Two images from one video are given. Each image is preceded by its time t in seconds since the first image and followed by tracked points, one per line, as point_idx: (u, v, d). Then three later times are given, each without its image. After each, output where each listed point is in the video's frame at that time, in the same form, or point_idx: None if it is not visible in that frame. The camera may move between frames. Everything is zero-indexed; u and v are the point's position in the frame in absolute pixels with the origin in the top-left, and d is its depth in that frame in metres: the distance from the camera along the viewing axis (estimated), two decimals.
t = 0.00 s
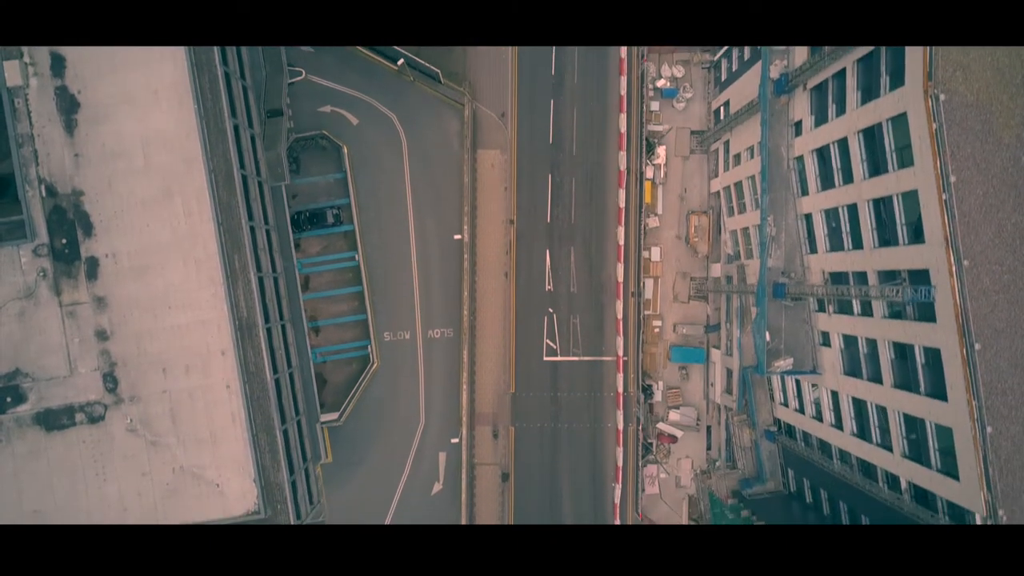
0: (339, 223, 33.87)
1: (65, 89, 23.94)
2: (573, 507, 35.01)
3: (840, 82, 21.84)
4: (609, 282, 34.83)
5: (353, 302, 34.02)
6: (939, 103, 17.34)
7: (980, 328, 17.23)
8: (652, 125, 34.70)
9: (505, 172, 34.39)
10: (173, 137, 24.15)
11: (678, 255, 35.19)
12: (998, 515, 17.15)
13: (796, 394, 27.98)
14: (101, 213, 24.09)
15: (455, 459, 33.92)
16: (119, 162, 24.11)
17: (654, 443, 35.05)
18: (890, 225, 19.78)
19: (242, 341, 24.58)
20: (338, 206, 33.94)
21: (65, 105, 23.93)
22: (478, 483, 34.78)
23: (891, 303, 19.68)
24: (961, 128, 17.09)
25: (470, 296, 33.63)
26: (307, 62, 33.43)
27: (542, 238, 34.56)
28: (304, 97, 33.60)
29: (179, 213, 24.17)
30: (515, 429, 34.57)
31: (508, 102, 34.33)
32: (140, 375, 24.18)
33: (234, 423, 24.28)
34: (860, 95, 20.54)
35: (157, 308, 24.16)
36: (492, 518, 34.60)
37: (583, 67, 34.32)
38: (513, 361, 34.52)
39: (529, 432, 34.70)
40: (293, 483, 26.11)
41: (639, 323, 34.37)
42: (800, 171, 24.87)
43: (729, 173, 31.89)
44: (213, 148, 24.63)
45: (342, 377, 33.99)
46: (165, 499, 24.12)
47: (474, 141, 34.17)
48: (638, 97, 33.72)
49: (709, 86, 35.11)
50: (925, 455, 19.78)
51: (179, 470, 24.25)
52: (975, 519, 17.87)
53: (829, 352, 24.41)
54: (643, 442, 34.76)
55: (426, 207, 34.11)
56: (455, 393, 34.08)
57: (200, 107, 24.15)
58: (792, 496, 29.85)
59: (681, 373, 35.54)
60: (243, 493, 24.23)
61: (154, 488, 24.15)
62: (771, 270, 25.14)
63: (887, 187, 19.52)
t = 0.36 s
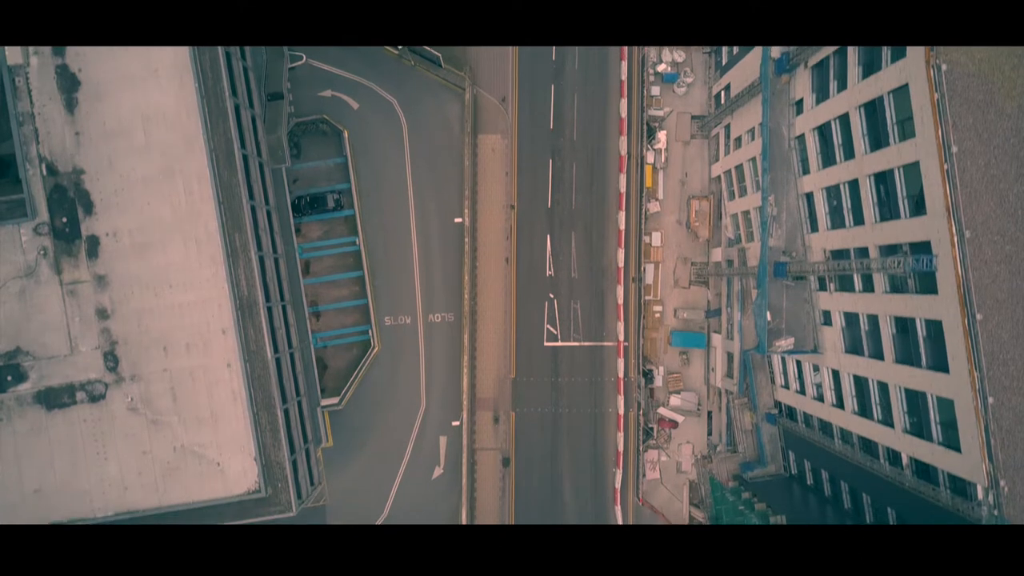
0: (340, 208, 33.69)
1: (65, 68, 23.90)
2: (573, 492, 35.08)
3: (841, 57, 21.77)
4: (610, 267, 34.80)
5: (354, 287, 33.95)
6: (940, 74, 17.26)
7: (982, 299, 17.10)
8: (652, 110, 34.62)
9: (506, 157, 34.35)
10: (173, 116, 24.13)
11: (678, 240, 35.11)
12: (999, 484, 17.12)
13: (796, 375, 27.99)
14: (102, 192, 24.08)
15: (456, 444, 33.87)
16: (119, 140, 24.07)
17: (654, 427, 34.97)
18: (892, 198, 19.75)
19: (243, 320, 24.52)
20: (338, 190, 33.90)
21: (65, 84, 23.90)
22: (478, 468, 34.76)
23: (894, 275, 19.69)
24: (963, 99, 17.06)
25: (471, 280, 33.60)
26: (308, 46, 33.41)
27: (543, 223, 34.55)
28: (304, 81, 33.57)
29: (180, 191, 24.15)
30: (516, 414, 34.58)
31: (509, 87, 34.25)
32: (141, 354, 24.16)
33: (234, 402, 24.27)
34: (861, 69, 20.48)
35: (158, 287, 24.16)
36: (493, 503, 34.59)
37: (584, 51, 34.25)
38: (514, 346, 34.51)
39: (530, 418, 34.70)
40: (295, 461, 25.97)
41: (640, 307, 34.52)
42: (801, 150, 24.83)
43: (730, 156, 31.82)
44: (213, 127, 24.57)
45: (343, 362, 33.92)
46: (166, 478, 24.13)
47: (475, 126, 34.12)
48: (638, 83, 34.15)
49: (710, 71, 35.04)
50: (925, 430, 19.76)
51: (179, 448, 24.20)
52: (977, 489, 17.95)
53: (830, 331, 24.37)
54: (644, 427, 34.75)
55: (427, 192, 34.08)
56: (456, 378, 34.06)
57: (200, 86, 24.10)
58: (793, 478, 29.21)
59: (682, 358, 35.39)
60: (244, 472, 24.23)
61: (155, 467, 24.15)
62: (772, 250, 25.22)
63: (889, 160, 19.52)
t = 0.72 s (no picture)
0: (340, 192, 33.73)
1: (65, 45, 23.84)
2: (573, 477, 35.08)
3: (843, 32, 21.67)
4: (610, 252, 34.80)
5: (355, 272, 33.96)
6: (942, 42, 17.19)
7: (984, 268, 17.01)
8: (653, 94, 34.57)
9: (507, 141, 34.32)
10: (174, 94, 24.11)
11: (678, 224, 35.07)
12: (1001, 454, 17.01)
13: (797, 356, 27.96)
14: (103, 170, 24.06)
15: (456, 428, 33.87)
16: (119, 118, 24.03)
17: (655, 412, 34.92)
18: (894, 170, 19.72)
19: (244, 298, 24.54)
20: (339, 174, 33.91)
21: (65, 61, 23.84)
22: (478, 453, 34.79)
23: (895, 247, 19.66)
24: (965, 67, 16.97)
25: (471, 264, 33.58)
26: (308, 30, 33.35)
27: (543, 208, 34.52)
28: (304, 65, 33.52)
29: (181, 169, 24.16)
30: (517, 399, 34.59)
31: (510, 71, 34.22)
32: (142, 331, 24.15)
33: (235, 379, 24.29)
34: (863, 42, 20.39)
35: (159, 265, 24.15)
36: (494, 488, 34.58)
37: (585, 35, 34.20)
38: (515, 331, 34.51)
39: (530, 402, 34.71)
40: (297, 441, 25.92)
41: (641, 292, 34.42)
42: (801, 128, 24.81)
43: (732, 139, 31.80)
44: (214, 105, 24.53)
45: (344, 346, 33.93)
46: (167, 456, 24.19)
47: (476, 109, 34.07)
48: (639, 67, 34.03)
49: (711, 55, 34.95)
50: (927, 402, 19.74)
51: (180, 426, 24.19)
52: (978, 460, 17.89)
53: (831, 309, 24.38)
54: (645, 412, 34.77)
55: (427, 177, 34.05)
56: (457, 361, 34.08)
57: (201, 64, 24.07)
58: (794, 460, 29.08)
59: (683, 342, 35.36)
60: (245, 450, 24.26)
61: (156, 445, 24.16)
62: (773, 229, 25.33)
63: (891, 132, 19.51)
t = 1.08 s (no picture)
0: (341, 175, 33.62)
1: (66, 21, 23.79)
2: (573, 461, 35.05)
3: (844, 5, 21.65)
4: (611, 236, 34.75)
5: (355, 255, 33.92)
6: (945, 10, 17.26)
7: (986, 236, 17.06)
8: (654, 77, 34.54)
9: (507, 125, 34.26)
10: (174, 70, 24.04)
11: (679, 208, 35.03)
12: (1003, 422, 17.02)
13: (798, 336, 27.92)
14: (103, 146, 24.01)
15: (457, 411, 33.78)
16: (120, 94, 23.97)
17: (656, 395, 34.97)
18: (896, 142, 19.71)
19: (244, 275, 24.39)
20: (339, 157, 33.85)
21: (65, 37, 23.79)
22: (478, 437, 34.80)
23: (896, 217, 19.65)
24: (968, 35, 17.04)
25: (472, 247, 33.50)
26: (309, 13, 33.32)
27: (544, 191, 34.47)
28: (305, 49, 33.48)
29: (182, 146, 24.09)
30: (517, 383, 34.57)
31: (510, 55, 34.17)
32: (143, 308, 24.09)
33: (236, 356, 24.19)
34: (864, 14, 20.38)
35: (159, 241, 24.04)
36: (494, 472, 34.53)
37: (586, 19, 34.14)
38: (515, 316, 34.49)
39: (531, 387, 34.68)
40: (298, 418, 25.81)
41: (642, 276, 34.34)
42: (803, 105, 24.78)
43: (732, 121, 31.80)
44: (214, 82, 24.48)
45: (345, 329, 33.89)
46: (167, 433, 24.14)
47: (476, 93, 34.01)
48: (640, 50, 33.95)
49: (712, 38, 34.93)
50: (929, 373, 19.68)
51: (181, 403, 24.12)
52: (980, 429, 17.83)
53: (833, 286, 24.29)
54: (645, 395, 34.79)
55: (427, 161, 34.00)
56: (458, 345, 33.99)
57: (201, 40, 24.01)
58: (794, 441, 29.05)
59: (684, 326, 35.31)
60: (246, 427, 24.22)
61: (156, 422, 24.11)
62: (774, 207, 25.20)
63: (893, 104, 19.49)
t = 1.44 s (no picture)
0: (342, 157, 33.48)
1: None
2: (573, 443, 35.04)
3: None
4: (612, 218, 34.68)
5: (356, 238, 33.81)
6: None
7: (988, 202, 16.97)
8: (654, 59, 34.45)
9: (508, 107, 34.18)
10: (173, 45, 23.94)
11: (680, 190, 34.98)
12: (1005, 388, 17.01)
13: (799, 315, 27.86)
14: (103, 121, 23.95)
15: (458, 394, 33.69)
16: (119, 69, 23.88)
17: (656, 377, 34.97)
18: (897, 111, 19.69)
19: (245, 251, 24.42)
20: (340, 140, 33.72)
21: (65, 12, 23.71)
22: (479, 420, 34.76)
23: (898, 185, 19.65)
24: None
25: (472, 229, 33.41)
26: None
27: (544, 174, 34.44)
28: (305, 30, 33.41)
29: (182, 121, 24.05)
30: (518, 366, 34.54)
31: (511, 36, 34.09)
32: (143, 283, 24.05)
33: (236, 331, 24.17)
34: None
35: (159, 216, 24.03)
36: (494, 455, 34.49)
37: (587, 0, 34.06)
38: (515, 298, 34.47)
39: (531, 369, 34.65)
40: (298, 394, 25.82)
41: (642, 259, 34.32)
42: (803, 81, 24.78)
43: (733, 102, 31.82)
44: (214, 57, 24.42)
45: (345, 311, 33.86)
46: (167, 408, 24.10)
47: (477, 75, 33.95)
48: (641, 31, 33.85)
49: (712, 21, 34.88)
50: (930, 343, 19.62)
51: (181, 378, 24.11)
52: (981, 395, 17.78)
53: (834, 262, 24.14)
54: (646, 378, 34.78)
55: (427, 142, 33.89)
56: (458, 327, 33.91)
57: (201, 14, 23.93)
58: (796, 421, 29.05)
59: (684, 309, 35.25)
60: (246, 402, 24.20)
61: (157, 397, 24.09)
62: (774, 183, 25.33)
63: (895, 73, 19.41)
